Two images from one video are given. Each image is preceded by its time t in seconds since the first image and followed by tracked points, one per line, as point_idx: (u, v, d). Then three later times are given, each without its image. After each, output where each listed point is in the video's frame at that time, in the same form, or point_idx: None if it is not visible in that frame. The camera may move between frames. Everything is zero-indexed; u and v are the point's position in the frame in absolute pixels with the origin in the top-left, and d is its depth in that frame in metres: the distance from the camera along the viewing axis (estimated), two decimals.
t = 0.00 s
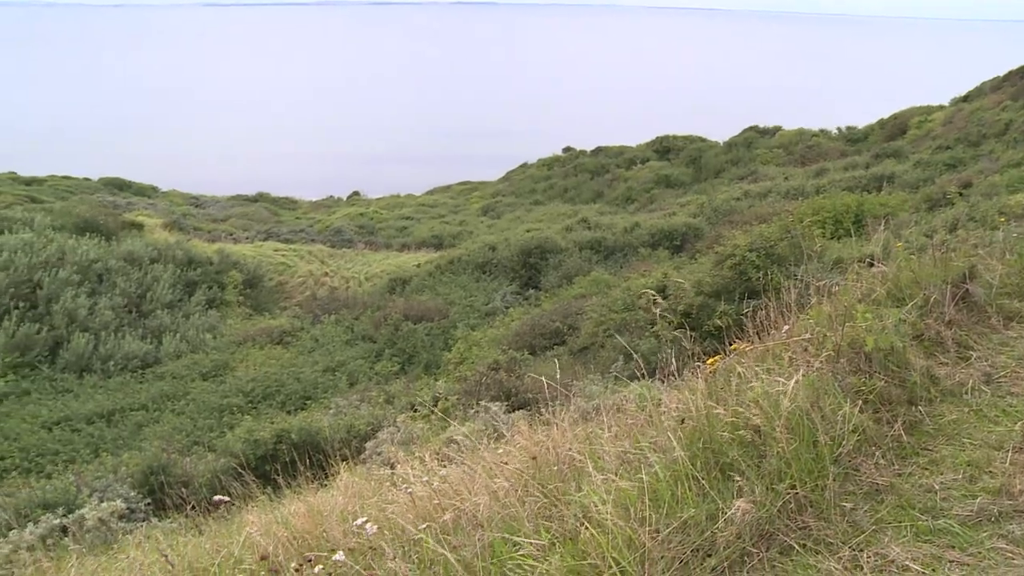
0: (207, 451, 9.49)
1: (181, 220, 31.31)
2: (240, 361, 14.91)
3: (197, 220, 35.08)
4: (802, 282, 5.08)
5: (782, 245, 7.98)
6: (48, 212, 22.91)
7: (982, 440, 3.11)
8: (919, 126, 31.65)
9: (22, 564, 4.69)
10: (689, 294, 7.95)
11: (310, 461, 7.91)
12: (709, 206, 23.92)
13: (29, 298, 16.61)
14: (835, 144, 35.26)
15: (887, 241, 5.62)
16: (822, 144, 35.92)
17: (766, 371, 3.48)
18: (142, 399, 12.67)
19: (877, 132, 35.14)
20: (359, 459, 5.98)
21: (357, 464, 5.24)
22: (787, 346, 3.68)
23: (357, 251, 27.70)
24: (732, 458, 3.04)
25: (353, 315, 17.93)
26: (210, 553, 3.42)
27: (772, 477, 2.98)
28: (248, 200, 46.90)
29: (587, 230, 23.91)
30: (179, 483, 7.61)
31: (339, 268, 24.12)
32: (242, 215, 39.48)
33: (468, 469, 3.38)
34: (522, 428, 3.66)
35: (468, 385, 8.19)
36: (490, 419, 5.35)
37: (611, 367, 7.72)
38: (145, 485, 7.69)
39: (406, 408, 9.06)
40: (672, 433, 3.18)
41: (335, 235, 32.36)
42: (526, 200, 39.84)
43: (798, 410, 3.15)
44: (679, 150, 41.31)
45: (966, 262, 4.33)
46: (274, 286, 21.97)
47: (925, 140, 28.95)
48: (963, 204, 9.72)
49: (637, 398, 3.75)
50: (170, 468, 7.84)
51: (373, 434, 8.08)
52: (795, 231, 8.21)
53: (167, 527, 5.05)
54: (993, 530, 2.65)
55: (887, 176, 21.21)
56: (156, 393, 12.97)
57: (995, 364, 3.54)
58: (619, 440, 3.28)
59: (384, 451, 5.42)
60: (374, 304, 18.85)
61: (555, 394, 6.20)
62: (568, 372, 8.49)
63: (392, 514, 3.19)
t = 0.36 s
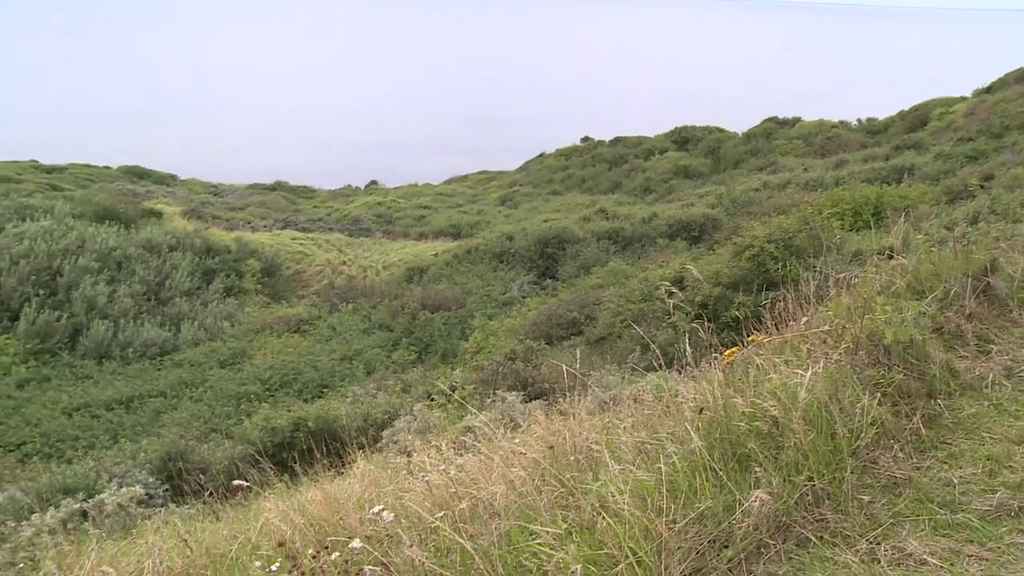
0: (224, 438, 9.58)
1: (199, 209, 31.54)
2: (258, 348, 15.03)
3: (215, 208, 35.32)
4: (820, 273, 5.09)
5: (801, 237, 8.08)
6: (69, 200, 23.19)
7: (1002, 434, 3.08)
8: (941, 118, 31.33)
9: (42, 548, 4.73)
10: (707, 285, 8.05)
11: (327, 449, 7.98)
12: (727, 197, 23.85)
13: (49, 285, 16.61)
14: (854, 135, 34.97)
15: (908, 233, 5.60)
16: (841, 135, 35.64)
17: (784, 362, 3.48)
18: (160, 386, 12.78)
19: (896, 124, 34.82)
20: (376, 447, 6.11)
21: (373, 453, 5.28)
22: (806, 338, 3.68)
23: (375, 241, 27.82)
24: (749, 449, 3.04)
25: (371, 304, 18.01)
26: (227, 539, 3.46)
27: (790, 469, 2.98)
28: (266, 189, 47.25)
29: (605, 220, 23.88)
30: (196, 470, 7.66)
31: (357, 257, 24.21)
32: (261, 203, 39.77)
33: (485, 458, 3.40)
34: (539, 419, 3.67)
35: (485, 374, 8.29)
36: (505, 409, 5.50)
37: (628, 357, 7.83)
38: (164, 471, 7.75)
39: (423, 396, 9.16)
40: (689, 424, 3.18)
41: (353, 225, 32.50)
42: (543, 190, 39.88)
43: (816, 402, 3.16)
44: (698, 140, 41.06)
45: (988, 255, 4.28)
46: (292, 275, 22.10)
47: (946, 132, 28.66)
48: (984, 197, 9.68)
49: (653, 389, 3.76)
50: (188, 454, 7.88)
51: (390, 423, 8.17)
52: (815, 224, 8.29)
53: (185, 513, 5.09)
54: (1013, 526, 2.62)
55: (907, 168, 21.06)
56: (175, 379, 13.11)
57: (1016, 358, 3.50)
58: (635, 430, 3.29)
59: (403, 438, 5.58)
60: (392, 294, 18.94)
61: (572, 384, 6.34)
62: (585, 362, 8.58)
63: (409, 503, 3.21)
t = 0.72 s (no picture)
0: (244, 423, 9.67)
1: (220, 196, 31.83)
2: (278, 334, 15.15)
3: (236, 194, 35.62)
4: (842, 265, 5.10)
5: (822, 229, 8.24)
6: (93, 186, 23.48)
7: None
8: (967, 109, 30.88)
9: (67, 530, 4.81)
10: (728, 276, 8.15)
11: (346, 435, 8.04)
12: (750, 187, 23.71)
13: (72, 270, 17.10)
14: (878, 126, 34.55)
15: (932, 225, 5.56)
16: (864, 125, 35.24)
17: (806, 353, 3.48)
18: (181, 371, 12.94)
19: (922, 115, 34.30)
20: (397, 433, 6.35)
21: (390, 442, 5.32)
22: (827, 329, 3.68)
23: (397, 228, 27.90)
24: (770, 439, 3.04)
25: (391, 291, 18.06)
26: (247, 523, 3.50)
27: (810, 460, 2.98)
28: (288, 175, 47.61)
29: (625, 210, 23.82)
30: (217, 454, 7.71)
31: (377, 244, 24.28)
32: (282, 190, 40.05)
33: (506, 445, 3.42)
34: (562, 407, 3.69)
35: (505, 362, 8.51)
36: (520, 400, 5.62)
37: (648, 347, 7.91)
38: (185, 455, 7.82)
39: (443, 383, 9.25)
40: (710, 414, 3.19)
41: (373, 212, 32.63)
42: (564, 179, 39.95)
43: (838, 393, 3.15)
44: (720, 130, 40.67)
45: (1016, 247, 4.22)
46: (312, 262, 22.24)
47: (972, 123, 28.24)
48: (1011, 189, 9.58)
49: (674, 379, 3.78)
50: (209, 439, 7.93)
51: (409, 410, 8.24)
52: (836, 216, 8.44)
53: (204, 497, 5.15)
54: None
55: (932, 159, 20.80)
56: (196, 364, 13.25)
57: None
58: (656, 419, 3.30)
59: (422, 425, 5.75)
60: (412, 281, 18.99)
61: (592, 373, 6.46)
62: (605, 350, 8.64)
63: (428, 490, 3.23)
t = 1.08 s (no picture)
0: (264, 408, 9.76)
1: (241, 181, 32.07)
2: (298, 320, 15.25)
3: (257, 180, 35.87)
4: (864, 255, 5.10)
5: (845, 218, 8.29)
6: (116, 171, 23.73)
7: None
8: (993, 99, 30.42)
9: (90, 511, 4.87)
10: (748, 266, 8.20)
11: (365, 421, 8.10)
12: (771, 177, 23.57)
13: (94, 254, 17.39)
14: (902, 115, 34.10)
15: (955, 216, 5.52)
16: (888, 115, 34.82)
17: (827, 344, 3.48)
18: (202, 356, 13.08)
19: (946, 105, 33.82)
20: (416, 418, 6.48)
21: (410, 428, 5.37)
22: (849, 320, 3.67)
23: (417, 215, 27.97)
24: (790, 429, 3.04)
25: (411, 278, 18.12)
26: (266, 508, 3.53)
27: (831, 451, 2.97)
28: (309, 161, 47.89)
29: (646, 198, 23.74)
30: (237, 439, 7.77)
31: (397, 231, 24.35)
32: (303, 176, 40.29)
33: (526, 433, 3.44)
34: (583, 394, 3.70)
35: (525, 349, 8.60)
36: (539, 387, 5.66)
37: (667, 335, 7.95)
38: (205, 440, 7.90)
39: (462, 370, 9.32)
40: (730, 403, 3.19)
41: (393, 198, 32.74)
42: (585, 167, 39.96)
43: (859, 383, 3.14)
44: (741, 119, 40.31)
45: None
46: (332, 248, 22.34)
47: (999, 113, 27.81)
48: None
49: (694, 368, 3.79)
50: (228, 424, 8.01)
51: (428, 397, 8.31)
52: (858, 205, 8.48)
53: (224, 481, 5.19)
54: None
55: (956, 150, 20.56)
56: (216, 350, 13.37)
57: None
58: (677, 408, 3.31)
59: (441, 413, 5.86)
60: (432, 268, 19.04)
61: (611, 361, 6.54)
62: (624, 338, 8.68)
63: (447, 476, 3.25)
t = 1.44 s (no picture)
0: (283, 393, 9.84)
1: (262, 167, 32.27)
2: (318, 306, 15.33)
3: (278, 166, 36.08)
4: (887, 247, 5.11)
5: (867, 210, 8.31)
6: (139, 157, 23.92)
7: None
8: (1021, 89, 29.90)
9: (112, 494, 4.94)
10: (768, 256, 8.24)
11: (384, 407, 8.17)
12: (793, 167, 23.39)
13: (117, 240, 17.55)
14: (927, 105, 33.61)
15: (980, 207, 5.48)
16: (913, 105, 34.34)
17: (849, 335, 3.47)
18: (222, 341, 13.17)
19: (972, 96, 33.28)
20: (435, 406, 6.53)
21: (429, 414, 5.40)
22: (871, 312, 3.66)
23: (437, 202, 28.00)
24: (811, 420, 3.03)
25: (431, 265, 18.15)
26: (286, 493, 3.57)
27: (852, 442, 2.95)
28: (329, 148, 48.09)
29: (668, 187, 23.64)
30: (257, 425, 7.84)
31: (418, 218, 24.38)
32: (324, 163, 40.51)
33: (545, 421, 3.45)
34: (603, 384, 3.71)
35: (544, 337, 8.64)
36: (558, 376, 5.71)
37: (687, 325, 7.98)
38: (226, 424, 7.99)
39: (481, 357, 9.36)
40: (751, 394, 3.19)
41: (413, 185, 32.81)
42: (606, 156, 39.89)
43: (881, 375, 3.12)
44: (763, 109, 39.97)
45: None
46: (353, 235, 22.41)
47: None
48: None
49: (713, 359, 3.81)
50: (249, 409, 8.09)
51: (448, 383, 8.36)
52: (880, 196, 8.50)
53: (244, 466, 5.25)
54: None
55: (982, 141, 20.28)
56: (236, 335, 13.47)
57: None
58: (697, 397, 3.32)
59: (461, 399, 5.93)
60: (452, 255, 19.07)
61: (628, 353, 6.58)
62: (644, 328, 8.70)
63: (466, 463, 3.27)
